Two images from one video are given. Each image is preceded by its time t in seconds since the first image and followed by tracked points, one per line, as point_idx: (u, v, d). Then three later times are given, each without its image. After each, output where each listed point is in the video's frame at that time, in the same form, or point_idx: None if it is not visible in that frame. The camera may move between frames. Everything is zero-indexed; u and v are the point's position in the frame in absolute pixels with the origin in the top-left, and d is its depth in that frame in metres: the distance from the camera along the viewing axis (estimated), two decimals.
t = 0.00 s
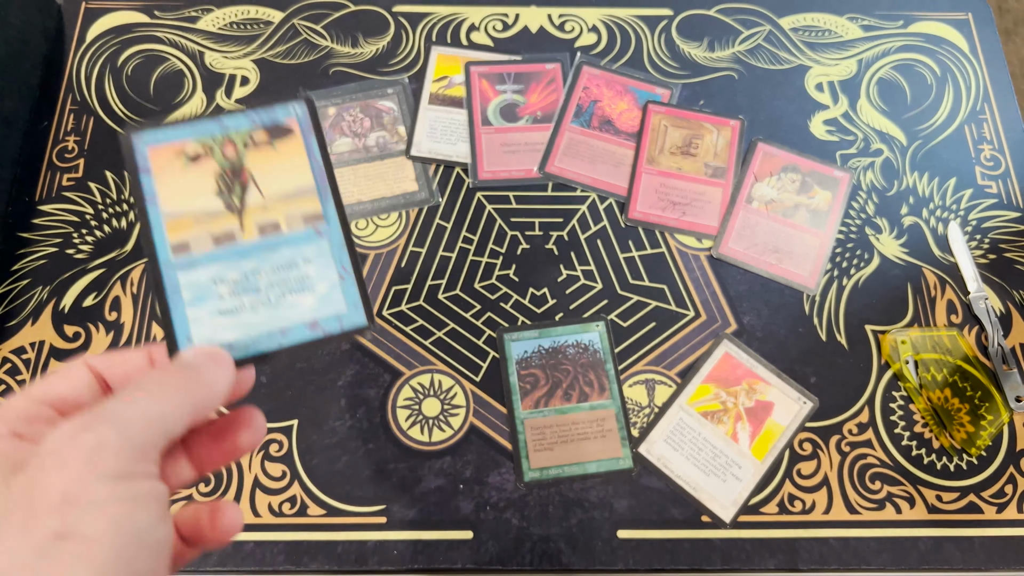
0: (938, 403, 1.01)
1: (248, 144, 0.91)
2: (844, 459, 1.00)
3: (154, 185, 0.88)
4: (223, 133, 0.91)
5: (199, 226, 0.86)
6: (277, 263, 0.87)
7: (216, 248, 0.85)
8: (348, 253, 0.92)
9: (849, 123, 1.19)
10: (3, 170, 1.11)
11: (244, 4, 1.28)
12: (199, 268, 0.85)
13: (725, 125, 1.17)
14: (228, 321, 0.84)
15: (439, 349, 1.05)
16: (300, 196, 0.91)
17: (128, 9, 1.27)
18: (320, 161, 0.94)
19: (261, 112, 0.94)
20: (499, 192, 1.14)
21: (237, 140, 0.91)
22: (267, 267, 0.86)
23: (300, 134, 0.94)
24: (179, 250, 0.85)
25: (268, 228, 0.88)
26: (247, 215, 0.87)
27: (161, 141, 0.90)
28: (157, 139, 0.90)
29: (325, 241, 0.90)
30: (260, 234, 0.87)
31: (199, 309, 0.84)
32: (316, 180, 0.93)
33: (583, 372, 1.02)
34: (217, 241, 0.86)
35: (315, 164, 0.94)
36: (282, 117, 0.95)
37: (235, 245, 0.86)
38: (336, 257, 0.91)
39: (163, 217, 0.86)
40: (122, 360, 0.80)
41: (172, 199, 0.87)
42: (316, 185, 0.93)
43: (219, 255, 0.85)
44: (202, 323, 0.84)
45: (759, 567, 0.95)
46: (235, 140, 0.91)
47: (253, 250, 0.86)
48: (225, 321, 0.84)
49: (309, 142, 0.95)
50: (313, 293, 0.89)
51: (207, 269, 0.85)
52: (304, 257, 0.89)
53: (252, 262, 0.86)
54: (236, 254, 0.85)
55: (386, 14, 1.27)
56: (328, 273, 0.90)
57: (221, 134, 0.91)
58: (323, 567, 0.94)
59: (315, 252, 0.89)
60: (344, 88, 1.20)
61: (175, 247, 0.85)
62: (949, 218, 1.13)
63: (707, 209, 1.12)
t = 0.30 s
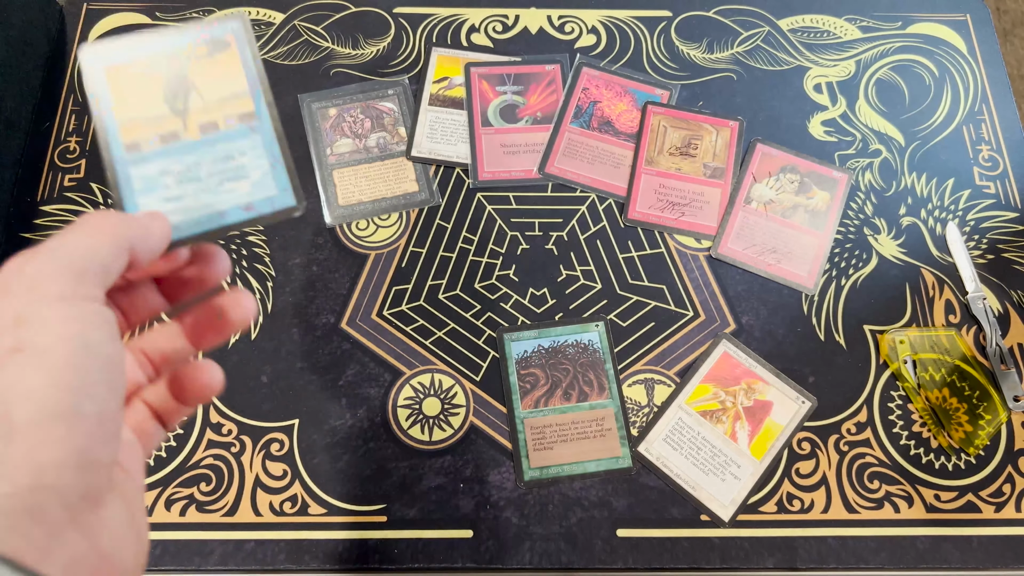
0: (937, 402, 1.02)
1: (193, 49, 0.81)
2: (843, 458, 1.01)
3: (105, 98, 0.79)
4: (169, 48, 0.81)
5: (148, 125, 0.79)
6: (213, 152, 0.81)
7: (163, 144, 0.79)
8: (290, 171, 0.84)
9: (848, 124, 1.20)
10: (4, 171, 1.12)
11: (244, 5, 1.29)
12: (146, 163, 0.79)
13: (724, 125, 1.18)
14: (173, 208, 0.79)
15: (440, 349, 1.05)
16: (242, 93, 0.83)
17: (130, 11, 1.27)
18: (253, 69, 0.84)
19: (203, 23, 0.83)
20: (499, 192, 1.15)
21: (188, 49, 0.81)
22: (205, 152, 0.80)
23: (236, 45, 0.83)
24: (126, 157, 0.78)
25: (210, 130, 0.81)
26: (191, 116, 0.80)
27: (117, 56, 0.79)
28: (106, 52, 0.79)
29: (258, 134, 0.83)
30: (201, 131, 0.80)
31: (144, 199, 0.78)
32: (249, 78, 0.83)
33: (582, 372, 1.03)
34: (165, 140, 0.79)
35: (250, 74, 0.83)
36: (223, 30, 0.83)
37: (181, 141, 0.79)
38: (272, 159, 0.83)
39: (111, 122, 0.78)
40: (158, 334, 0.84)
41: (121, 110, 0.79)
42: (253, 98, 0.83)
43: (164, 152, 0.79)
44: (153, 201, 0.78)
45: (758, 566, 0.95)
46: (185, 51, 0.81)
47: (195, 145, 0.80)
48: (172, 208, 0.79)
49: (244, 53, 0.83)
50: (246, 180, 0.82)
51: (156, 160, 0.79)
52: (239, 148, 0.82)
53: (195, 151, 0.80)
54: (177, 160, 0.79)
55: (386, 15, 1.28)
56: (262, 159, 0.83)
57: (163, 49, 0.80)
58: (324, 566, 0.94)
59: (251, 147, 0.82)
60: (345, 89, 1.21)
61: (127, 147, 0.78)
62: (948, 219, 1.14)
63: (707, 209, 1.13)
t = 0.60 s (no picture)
0: (937, 403, 1.02)
1: (250, 226, 1.10)
2: (843, 458, 1.01)
3: (209, 268, 1.08)
4: (234, 225, 1.10)
5: (243, 276, 1.07)
6: (291, 279, 1.07)
7: (254, 286, 1.06)
8: (343, 279, 1.08)
9: (848, 124, 1.20)
10: (4, 171, 1.12)
11: (245, 5, 1.29)
12: (250, 297, 1.06)
13: (724, 125, 1.18)
14: (279, 323, 1.05)
15: (440, 348, 1.05)
16: (295, 235, 1.10)
17: (130, 11, 1.27)
18: (296, 219, 1.11)
19: (249, 203, 1.12)
20: (499, 192, 1.15)
21: (243, 223, 1.10)
22: (283, 283, 1.07)
23: (277, 207, 1.11)
24: (232, 300, 1.06)
25: (284, 265, 1.08)
26: (268, 260, 1.08)
27: (203, 242, 1.09)
28: (201, 241, 1.09)
29: (318, 257, 1.09)
30: (278, 268, 1.07)
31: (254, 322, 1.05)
32: (295, 226, 1.10)
33: (582, 372, 1.03)
34: (256, 281, 1.07)
35: (294, 223, 1.11)
36: (264, 201, 1.12)
37: (267, 278, 1.07)
38: (326, 270, 1.08)
39: (217, 283, 1.07)
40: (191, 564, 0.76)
41: (223, 271, 1.07)
42: (303, 235, 1.10)
43: (259, 288, 1.06)
44: (262, 322, 1.05)
45: (758, 566, 0.95)
46: (243, 225, 1.10)
47: (274, 279, 1.07)
48: (275, 324, 1.05)
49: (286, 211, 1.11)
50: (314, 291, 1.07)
51: (252, 296, 1.06)
52: (304, 272, 1.07)
53: (275, 283, 1.06)
54: (264, 291, 1.06)
55: (386, 15, 1.28)
56: (321, 273, 1.08)
57: (234, 223, 1.10)
58: (324, 566, 0.94)
59: (314, 267, 1.08)
60: (345, 89, 1.21)
61: (232, 294, 1.06)
62: (948, 219, 1.14)
63: (707, 209, 1.13)
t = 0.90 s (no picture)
0: (937, 403, 1.02)
1: (249, 226, 1.10)
2: (843, 458, 1.01)
3: (209, 268, 1.08)
4: (234, 225, 1.10)
5: (243, 276, 1.07)
6: (291, 279, 1.07)
7: (255, 286, 1.06)
8: (343, 279, 1.08)
9: (848, 124, 1.20)
10: (4, 171, 1.12)
11: (245, 5, 1.29)
12: (251, 297, 1.06)
13: (724, 125, 1.18)
14: (279, 323, 1.05)
15: (440, 348, 1.05)
16: (295, 235, 1.10)
17: (130, 11, 1.27)
18: (295, 220, 1.11)
19: (249, 204, 1.12)
20: (499, 192, 1.15)
21: (242, 223, 1.10)
22: (284, 282, 1.07)
23: (277, 208, 1.11)
24: (232, 300, 1.06)
25: (283, 265, 1.08)
26: (268, 260, 1.08)
27: (202, 243, 1.09)
28: (201, 241, 1.09)
29: (318, 258, 1.09)
30: (277, 268, 1.07)
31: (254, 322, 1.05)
32: (294, 227, 1.10)
33: (582, 372, 1.03)
34: (256, 281, 1.07)
35: (293, 224, 1.10)
36: (264, 202, 1.12)
37: (267, 279, 1.07)
38: (326, 270, 1.08)
39: (218, 283, 1.07)
40: None
41: (223, 271, 1.07)
42: (303, 236, 1.10)
43: (259, 288, 1.06)
44: (262, 323, 1.05)
45: (758, 566, 0.95)
46: (242, 225, 1.10)
47: (274, 279, 1.07)
48: (275, 323, 1.05)
49: (285, 211, 1.11)
50: (313, 291, 1.07)
51: (252, 296, 1.06)
52: (303, 272, 1.07)
53: (275, 283, 1.07)
54: (264, 292, 1.06)
55: (386, 15, 1.28)
56: (321, 273, 1.08)
57: (234, 224, 1.10)
58: (324, 566, 0.94)
59: (314, 268, 1.08)
60: (344, 89, 1.21)
61: (232, 294, 1.06)
62: (948, 219, 1.14)
63: (707, 209, 1.13)
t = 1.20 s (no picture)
0: (937, 402, 1.02)
1: (248, 226, 1.10)
2: (843, 458, 1.01)
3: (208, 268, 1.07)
4: (234, 225, 1.10)
5: (242, 275, 1.06)
6: (291, 279, 1.06)
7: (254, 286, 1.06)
8: (343, 279, 1.08)
9: (847, 124, 1.20)
10: (4, 171, 1.12)
11: (245, 5, 1.29)
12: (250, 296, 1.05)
13: (724, 125, 1.18)
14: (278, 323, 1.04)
15: (440, 348, 1.05)
16: (294, 236, 1.09)
17: (130, 11, 1.27)
18: (295, 220, 1.11)
19: (249, 205, 1.12)
20: (499, 192, 1.15)
21: (241, 224, 1.10)
22: (284, 282, 1.06)
23: (277, 209, 1.11)
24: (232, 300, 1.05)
25: (283, 265, 1.07)
26: (267, 260, 1.07)
27: (202, 242, 1.08)
28: (200, 241, 1.09)
29: (318, 258, 1.08)
30: (277, 268, 1.07)
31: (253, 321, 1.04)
32: (294, 227, 1.10)
33: (582, 372, 1.03)
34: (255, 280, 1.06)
35: (293, 225, 1.10)
36: (264, 203, 1.12)
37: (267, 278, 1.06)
38: (326, 271, 1.08)
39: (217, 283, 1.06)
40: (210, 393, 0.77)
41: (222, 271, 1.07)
42: (304, 237, 1.10)
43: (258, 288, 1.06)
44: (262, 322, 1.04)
45: (758, 566, 0.95)
46: (241, 225, 1.10)
47: (274, 279, 1.06)
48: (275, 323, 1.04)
49: (285, 212, 1.11)
50: (313, 291, 1.07)
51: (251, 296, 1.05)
52: (303, 272, 1.07)
53: (275, 283, 1.06)
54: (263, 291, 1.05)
55: (386, 15, 1.28)
56: (321, 274, 1.08)
57: (233, 223, 1.10)
58: (324, 565, 0.95)
59: (315, 268, 1.08)
60: (344, 89, 1.21)
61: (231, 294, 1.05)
62: (948, 219, 1.14)
63: (707, 209, 1.13)
